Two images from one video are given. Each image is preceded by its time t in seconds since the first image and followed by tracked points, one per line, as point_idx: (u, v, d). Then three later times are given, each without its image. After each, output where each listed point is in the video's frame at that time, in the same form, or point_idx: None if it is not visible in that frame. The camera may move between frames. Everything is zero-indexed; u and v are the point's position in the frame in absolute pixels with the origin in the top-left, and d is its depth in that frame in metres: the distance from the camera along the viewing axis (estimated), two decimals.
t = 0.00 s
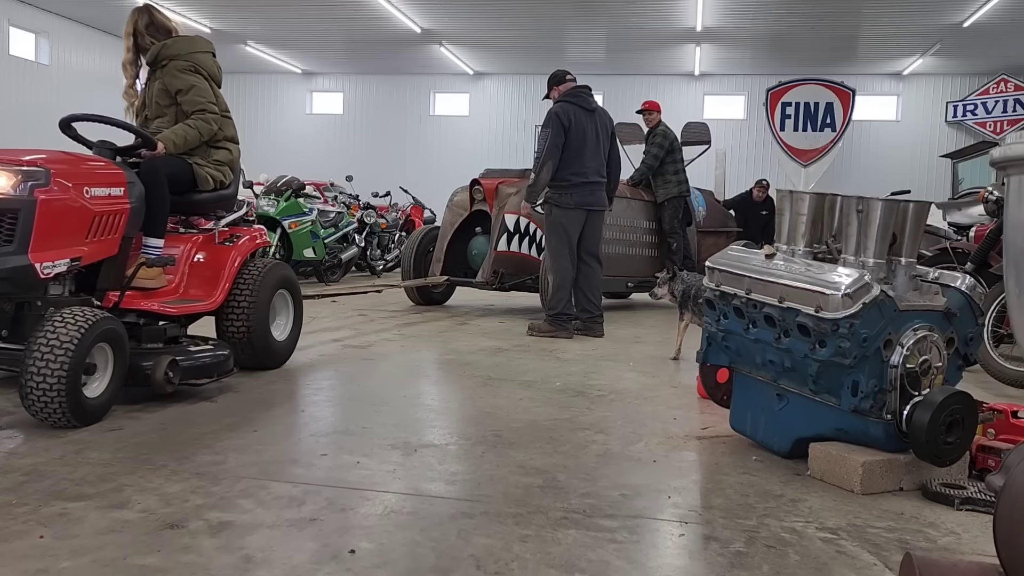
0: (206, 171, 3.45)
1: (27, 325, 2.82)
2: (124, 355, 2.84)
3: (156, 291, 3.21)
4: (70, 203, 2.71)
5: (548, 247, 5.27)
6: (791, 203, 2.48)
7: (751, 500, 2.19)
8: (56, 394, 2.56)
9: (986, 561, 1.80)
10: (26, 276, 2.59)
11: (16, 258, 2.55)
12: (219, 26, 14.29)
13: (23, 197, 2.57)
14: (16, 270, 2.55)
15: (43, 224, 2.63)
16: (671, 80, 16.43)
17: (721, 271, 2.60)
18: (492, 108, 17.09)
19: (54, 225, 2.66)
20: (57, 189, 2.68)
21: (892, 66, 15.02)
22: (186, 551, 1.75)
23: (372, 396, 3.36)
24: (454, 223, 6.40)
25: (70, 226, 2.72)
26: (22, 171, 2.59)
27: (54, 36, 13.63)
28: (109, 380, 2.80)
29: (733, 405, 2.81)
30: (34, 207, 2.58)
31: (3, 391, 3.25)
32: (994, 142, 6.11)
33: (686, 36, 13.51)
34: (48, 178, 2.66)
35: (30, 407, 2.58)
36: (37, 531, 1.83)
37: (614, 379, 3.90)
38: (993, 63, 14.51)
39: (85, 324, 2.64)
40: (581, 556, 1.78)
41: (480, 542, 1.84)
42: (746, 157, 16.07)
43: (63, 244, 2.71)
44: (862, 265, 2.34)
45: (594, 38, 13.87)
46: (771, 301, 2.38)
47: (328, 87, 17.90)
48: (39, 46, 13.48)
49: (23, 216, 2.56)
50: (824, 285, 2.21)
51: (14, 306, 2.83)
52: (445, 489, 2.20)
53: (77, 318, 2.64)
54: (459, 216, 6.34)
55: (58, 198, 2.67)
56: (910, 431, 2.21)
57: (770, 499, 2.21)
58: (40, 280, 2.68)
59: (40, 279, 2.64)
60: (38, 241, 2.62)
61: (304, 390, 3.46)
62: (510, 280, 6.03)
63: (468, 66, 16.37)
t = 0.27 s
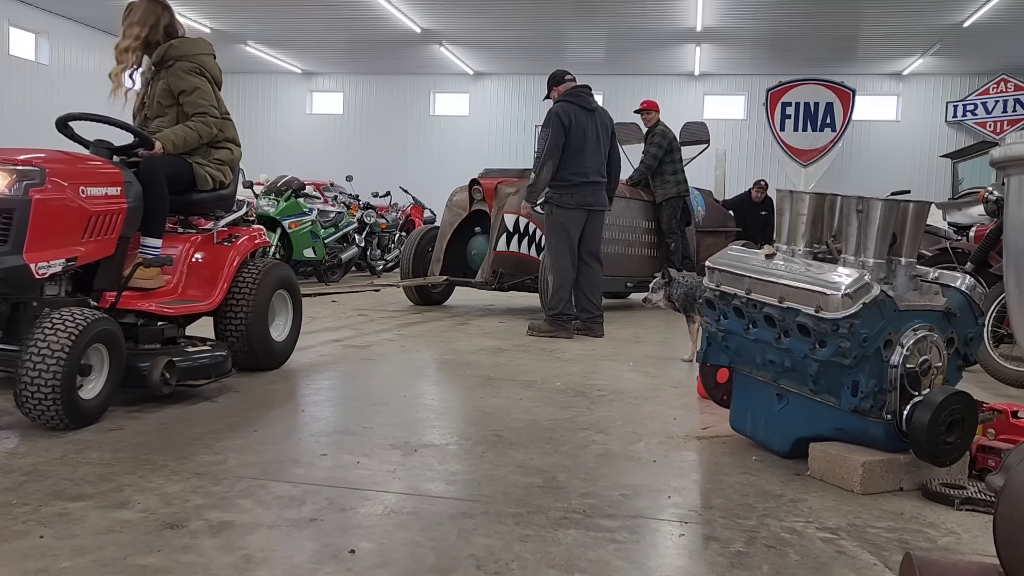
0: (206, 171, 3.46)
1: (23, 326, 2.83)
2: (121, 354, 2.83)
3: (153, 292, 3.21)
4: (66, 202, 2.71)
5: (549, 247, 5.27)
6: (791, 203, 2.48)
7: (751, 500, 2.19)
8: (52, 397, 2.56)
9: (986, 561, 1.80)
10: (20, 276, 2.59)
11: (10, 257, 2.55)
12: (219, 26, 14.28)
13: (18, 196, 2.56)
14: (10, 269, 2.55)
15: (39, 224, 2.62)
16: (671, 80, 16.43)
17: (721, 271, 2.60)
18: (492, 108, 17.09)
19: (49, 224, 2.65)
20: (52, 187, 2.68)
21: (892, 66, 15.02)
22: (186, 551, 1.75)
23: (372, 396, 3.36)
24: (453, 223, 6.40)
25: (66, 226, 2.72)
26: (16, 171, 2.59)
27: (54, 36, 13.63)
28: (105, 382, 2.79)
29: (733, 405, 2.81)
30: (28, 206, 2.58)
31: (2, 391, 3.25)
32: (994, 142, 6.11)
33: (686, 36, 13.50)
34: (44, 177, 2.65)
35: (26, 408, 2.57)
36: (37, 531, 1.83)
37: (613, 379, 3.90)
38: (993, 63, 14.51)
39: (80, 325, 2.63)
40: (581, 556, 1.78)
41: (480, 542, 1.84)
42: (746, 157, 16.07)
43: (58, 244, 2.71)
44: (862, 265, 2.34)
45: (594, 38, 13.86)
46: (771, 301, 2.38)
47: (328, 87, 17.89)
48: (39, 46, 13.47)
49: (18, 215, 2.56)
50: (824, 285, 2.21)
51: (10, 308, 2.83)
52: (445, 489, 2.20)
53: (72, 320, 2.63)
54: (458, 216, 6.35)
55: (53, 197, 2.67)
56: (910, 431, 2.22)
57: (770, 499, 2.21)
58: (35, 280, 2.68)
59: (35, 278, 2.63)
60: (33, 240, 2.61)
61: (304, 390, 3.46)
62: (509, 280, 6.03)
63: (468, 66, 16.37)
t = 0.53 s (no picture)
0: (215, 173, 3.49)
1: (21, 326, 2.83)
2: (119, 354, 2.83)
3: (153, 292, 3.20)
4: (64, 202, 2.71)
5: (549, 248, 5.27)
6: (790, 203, 2.48)
7: (751, 500, 2.19)
8: (50, 398, 2.55)
9: (986, 561, 1.80)
10: (19, 276, 2.59)
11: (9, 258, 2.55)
12: (219, 26, 14.28)
13: (16, 197, 2.57)
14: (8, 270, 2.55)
15: (37, 224, 2.62)
16: (671, 80, 16.43)
17: (721, 272, 2.60)
18: (492, 108, 17.09)
19: (47, 224, 2.65)
20: (51, 187, 2.67)
21: (892, 66, 15.02)
22: (186, 551, 1.75)
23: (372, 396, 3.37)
24: (453, 223, 6.41)
25: (64, 225, 2.72)
26: (14, 171, 2.59)
27: (54, 36, 13.62)
28: (103, 383, 2.79)
29: (733, 405, 2.81)
30: (27, 206, 2.58)
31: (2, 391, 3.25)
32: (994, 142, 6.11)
33: (686, 37, 13.50)
34: (42, 178, 2.65)
35: (24, 408, 2.57)
36: (37, 531, 1.83)
37: (614, 379, 3.90)
38: (993, 63, 14.52)
39: (78, 325, 2.63)
40: (581, 556, 1.78)
41: (480, 542, 1.84)
42: (746, 157, 16.07)
43: (57, 243, 2.71)
44: (862, 265, 2.34)
45: (594, 38, 13.86)
46: (772, 301, 2.38)
47: (328, 87, 17.89)
48: (39, 46, 13.47)
49: (16, 215, 2.56)
50: (824, 285, 2.21)
51: (8, 308, 2.83)
52: (445, 489, 2.20)
53: (70, 321, 2.63)
54: (458, 216, 6.35)
55: (52, 197, 2.67)
56: (910, 430, 2.22)
57: (770, 499, 2.21)
58: (34, 280, 2.68)
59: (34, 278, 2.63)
60: (32, 241, 2.61)
61: (304, 390, 3.46)
62: (509, 280, 6.03)
63: (468, 66, 16.37)
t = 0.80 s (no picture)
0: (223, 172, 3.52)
1: (21, 326, 2.83)
2: (120, 354, 2.83)
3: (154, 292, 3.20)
4: (63, 202, 2.71)
5: (549, 248, 5.28)
6: (791, 203, 2.48)
7: (751, 500, 2.19)
8: (50, 398, 2.56)
9: (986, 561, 1.80)
10: (18, 276, 2.59)
11: (8, 258, 2.55)
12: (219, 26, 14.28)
13: (15, 197, 2.57)
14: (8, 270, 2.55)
15: (36, 224, 2.62)
16: (671, 80, 16.43)
17: (721, 272, 2.60)
18: (492, 108, 17.09)
19: (47, 225, 2.65)
20: (50, 187, 2.67)
21: (892, 66, 15.03)
22: (186, 551, 1.75)
23: (371, 396, 3.37)
24: (452, 223, 6.41)
25: (63, 225, 2.71)
26: (14, 171, 2.59)
27: (54, 36, 13.63)
28: (103, 383, 2.78)
29: (733, 405, 2.81)
30: (25, 206, 2.58)
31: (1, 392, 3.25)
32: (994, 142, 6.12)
33: (686, 37, 13.50)
34: (42, 178, 2.65)
35: (23, 409, 2.57)
36: (37, 531, 1.83)
37: (614, 379, 3.90)
38: (993, 62, 14.52)
39: (78, 326, 2.63)
40: (581, 556, 1.78)
41: (480, 542, 1.84)
42: (746, 158, 16.07)
43: (57, 243, 2.70)
44: (861, 265, 2.34)
45: (594, 38, 13.86)
46: (772, 301, 2.38)
47: (328, 87, 17.90)
48: (39, 46, 13.47)
49: (16, 215, 2.56)
50: (824, 285, 2.21)
51: (9, 308, 2.83)
52: (445, 489, 2.20)
53: (68, 320, 2.62)
54: (458, 216, 6.35)
55: (51, 198, 2.66)
56: (910, 430, 2.22)
57: (770, 499, 2.21)
58: (34, 280, 2.68)
59: (35, 278, 2.63)
60: (31, 241, 2.61)
61: (304, 390, 3.46)
62: (509, 281, 6.03)
63: (468, 66, 16.37)
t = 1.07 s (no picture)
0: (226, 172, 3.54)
1: (21, 326, 2.82)
2: (119, 353, 2.83)
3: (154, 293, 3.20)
4: (62, 202, 2.71)
5: (549, 248, 5.27)
6: (791, 203, 2.47)
7: (751, 500, 2.19)
8: (48, 399, 2.55)
9: (986, 560, 1.80)
10: (17, 276, 2.59)
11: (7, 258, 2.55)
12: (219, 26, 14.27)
13: (14, 197, 2.57)
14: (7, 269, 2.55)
15: (35, 224, 2.62)
16: (671, 80, 16.43)
17: (721, 272, 2.60)
18: (492, 108, 17.09)
19: (46, 224, 2.65)
20: (50, 188, 2.67)
21: (891, 66, 15.03)
22: (186, 551, 1.75)
23: (371, 396, 3.37)
24: (452, 223, 6.41)
25: (62, 225, 2.71)
26: (13, 171, 2.59)
27: (54, 36, 13.62)
28: (102, 382, 2.78)
29: (734, 405, 2.81)
30: (25, 206, 2.58)
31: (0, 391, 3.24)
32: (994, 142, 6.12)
33: (686, 37, 13.50)
34: (41, 177, 2.65)
35: (22, 410, 2.57)
36: (37, 531, 1.83)
37: (614, 379, 3.90)
38: (993, 62, 14.52)
39: (77, 326, 2.62)
40: (581, 556, 1.78)
41: (480, 542, 1.84)
42: (746, 158, 16.08)
43: (56, 244, 2.70)
44: (861, 265, 2.34)
45: (594, 38, 13.86)
46: (772, 301, 2.38)
47: (328, 87, 17.90)
48: (39, 46, 13.47)
49: (15, 215, 2.56)
50: (824, 285, 2.21)
51: (8, 308, 2.83)
52: (445, 489, 2.20)
53: (67, 320, 2.62)
54: (457, 216, 6.35)
55: (50, 198, 2.66)
56: (910, 430, 2.22)
57: (770, 499, 2.21)
58: (33, 280, 2.68)
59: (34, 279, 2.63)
60: (30, 241, 2.61)
61: (303, 390, 3.46)
62: (508, 281, 6.03)
63: (468, 66, 16.37)
